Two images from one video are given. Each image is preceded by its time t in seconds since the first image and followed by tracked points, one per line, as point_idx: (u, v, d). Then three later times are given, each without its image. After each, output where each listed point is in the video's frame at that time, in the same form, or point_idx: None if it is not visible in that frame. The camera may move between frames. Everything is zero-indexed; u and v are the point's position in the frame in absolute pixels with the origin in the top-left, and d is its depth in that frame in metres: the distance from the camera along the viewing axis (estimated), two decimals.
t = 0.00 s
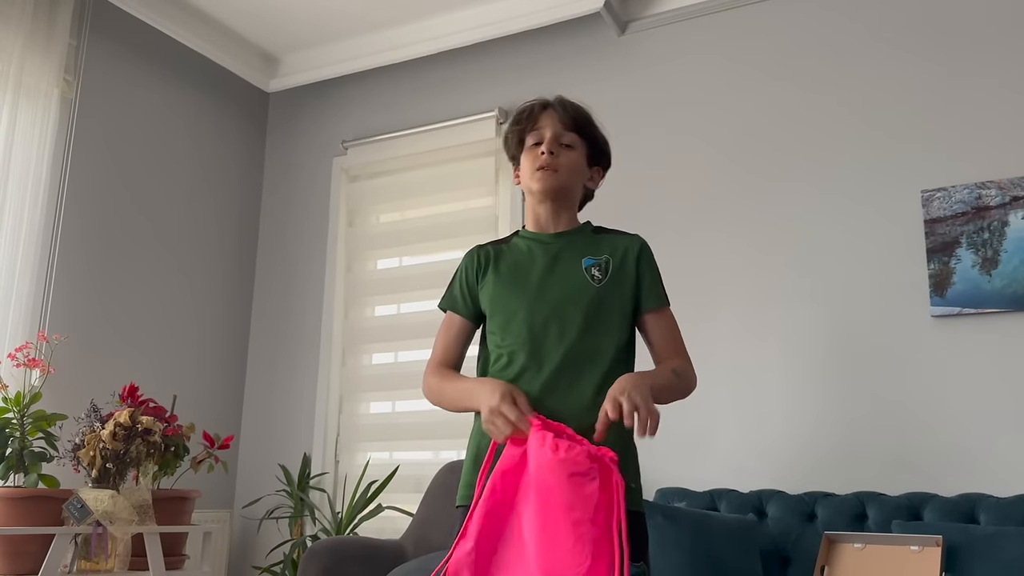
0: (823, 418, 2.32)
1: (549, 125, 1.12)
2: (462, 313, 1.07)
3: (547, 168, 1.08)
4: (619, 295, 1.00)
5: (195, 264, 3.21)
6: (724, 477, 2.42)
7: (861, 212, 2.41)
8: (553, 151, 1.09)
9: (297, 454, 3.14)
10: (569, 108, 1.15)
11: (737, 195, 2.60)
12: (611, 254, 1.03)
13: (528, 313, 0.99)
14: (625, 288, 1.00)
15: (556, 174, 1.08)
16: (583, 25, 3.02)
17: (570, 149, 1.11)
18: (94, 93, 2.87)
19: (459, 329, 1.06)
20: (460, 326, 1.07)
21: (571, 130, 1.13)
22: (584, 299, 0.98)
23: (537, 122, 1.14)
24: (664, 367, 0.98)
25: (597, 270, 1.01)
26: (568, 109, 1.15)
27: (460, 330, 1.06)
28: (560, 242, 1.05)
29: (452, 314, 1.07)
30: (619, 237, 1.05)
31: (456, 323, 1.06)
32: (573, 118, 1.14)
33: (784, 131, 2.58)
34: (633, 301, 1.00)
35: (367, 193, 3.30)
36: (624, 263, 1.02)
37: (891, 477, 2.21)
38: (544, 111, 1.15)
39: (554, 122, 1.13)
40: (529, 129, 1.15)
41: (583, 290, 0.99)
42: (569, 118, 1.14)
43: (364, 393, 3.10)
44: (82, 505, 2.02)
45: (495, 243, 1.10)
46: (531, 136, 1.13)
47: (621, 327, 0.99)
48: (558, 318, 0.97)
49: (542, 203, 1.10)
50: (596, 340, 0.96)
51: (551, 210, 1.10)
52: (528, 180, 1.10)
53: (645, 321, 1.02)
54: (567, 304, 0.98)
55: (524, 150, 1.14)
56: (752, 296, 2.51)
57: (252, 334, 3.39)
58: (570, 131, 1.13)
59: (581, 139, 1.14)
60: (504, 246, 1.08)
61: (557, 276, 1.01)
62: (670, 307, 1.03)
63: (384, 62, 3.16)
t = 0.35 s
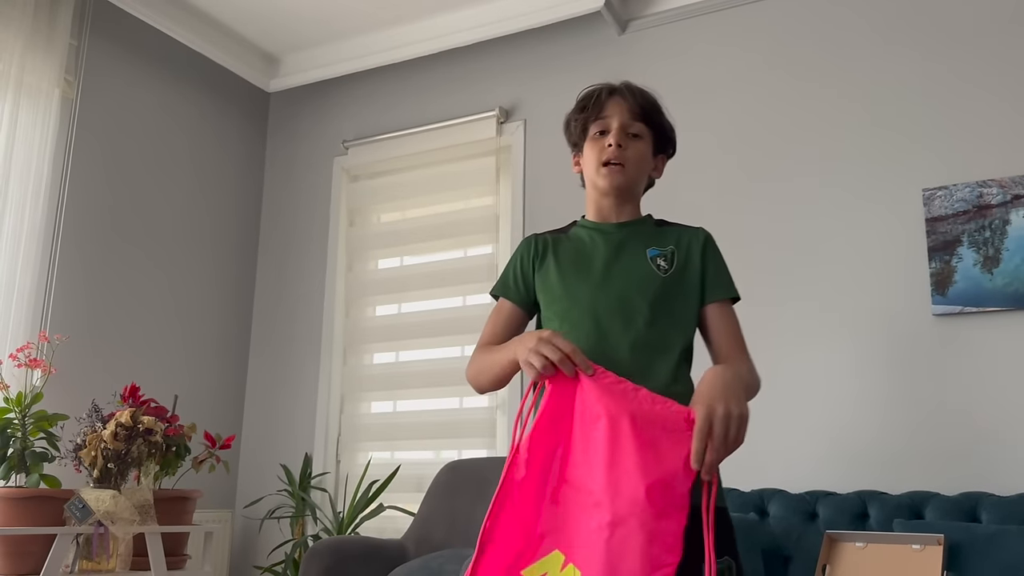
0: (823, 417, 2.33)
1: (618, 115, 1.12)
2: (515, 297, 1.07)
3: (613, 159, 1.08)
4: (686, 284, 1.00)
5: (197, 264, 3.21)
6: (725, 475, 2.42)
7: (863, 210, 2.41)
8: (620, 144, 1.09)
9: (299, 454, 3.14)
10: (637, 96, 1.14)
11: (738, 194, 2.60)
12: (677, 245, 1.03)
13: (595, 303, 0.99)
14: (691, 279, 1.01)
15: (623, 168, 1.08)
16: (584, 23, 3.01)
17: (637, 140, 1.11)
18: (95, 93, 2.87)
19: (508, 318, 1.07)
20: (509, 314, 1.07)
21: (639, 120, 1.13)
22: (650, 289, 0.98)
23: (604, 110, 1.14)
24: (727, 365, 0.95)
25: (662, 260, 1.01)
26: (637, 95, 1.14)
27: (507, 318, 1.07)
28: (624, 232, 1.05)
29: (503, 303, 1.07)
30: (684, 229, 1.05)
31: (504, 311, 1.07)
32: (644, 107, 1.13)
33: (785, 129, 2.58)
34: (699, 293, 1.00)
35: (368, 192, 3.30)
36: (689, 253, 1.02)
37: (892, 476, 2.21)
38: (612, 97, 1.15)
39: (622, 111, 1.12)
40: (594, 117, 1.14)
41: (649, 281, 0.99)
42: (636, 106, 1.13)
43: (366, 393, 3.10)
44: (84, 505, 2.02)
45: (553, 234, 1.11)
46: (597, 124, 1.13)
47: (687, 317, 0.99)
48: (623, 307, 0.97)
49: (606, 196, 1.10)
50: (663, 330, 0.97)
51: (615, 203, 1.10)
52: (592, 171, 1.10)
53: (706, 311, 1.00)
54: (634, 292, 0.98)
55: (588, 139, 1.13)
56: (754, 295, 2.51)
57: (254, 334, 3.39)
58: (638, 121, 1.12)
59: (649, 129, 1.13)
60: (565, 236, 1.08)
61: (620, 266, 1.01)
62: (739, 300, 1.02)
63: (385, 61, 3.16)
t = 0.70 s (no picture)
0: (825, 416, 2.33)
1: (653, 104, 1.15)
2: (548, 295, 1.08)
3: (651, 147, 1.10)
4: (728, 277, 1.03)
5: (199, 265, 3.21)
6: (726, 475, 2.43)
7: (865, 209, 2.41)
8: (657, 133, 1.11)
9: (300, 454, 3.14)
10: (673, 86, 1.18)
11: (740, 193, 2.60)
12: (716, 240, 1.06)
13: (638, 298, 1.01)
14: (733, 272, 1.04)
15: (660, 157, 1.10)
16: (585, 23, 3.01)
17: (674, 129, 1.13)
18: (96, 94, 2.87)
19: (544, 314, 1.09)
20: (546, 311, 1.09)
21: (675, 109, 1.15)
22: (694, 283, 1.01)
23: (639, 98, 1.16)
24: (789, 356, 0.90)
25: (703, 256, 1.04)
26: (672, 85, 1.18)
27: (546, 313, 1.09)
28: (662, 228, 1.08)
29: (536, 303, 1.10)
30: (722, 223, 1.08)
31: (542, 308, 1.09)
32: (679, 96, 1.16)
33: (787, 129, 2.58)
34: (745, 286, 1.03)
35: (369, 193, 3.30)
36: (728, 246, 1.05)
37: (895, 475, 2.21)
38: (647, 87, 1.18)
39: (658, 101, 1.15)
40: (631, 107, 1.17)
41: (692, 275, 1.02)
42: (672, 95, 1.16)
43: (367, 393, 3.10)
44: (86, 505, 2.02)
45: (585, 226, 1.15)
46: (632, 114, 1.15)
47: (732, 310, 1.01)
48: (665, 302, 1.00)
49: (644, 186, 1.11)
50: (708, 324, 1.00)
51: (652, 193, 1.11)
52: (630, 162, 1.12)
53: (759, 304, 1.03)
54: (678, 287, 1.01)
55: (624, 128, 1.16)
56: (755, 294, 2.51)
57: (256, 334, 3.39)
58: (673, 110, 1.15)
59: (685, 118, 1.16)
60: (602, 231, 1.11)
61: (662, 261, 1.03)
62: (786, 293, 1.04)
63: (386, 61, 3.17)
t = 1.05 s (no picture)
0: (826, 415, 2.33)
1: (672, 120, 1.15)
2: (550, 289, 1.11)
3: (667, 168, 1.12)
4: (730, 281, 1.07)
5: (200, 266, 3.21)
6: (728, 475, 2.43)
7: (866, 209, 2.40)
8: (675, 152, 1.12)
9: (302, 454, 3.15)
10: (689, 100, 1.18)
11: (741, 193, 2.60)
12: (717, 244, 1.09)
13: (645, 301, 1.05)
14: (735, 275, 1.07)
15: (676, 178, 1.12)
16: (586, 23, 3.01)
17: (688, 147, 1.15)
18: (97, 94, 2.87)
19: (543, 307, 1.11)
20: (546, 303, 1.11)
21: (691, 125, 1.16)
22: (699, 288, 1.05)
23: (659, 109, 1.16)
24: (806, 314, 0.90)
25: (707, 260, 1.07)
26: (689, 97, 1.18)
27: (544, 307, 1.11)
28: (665, 232, 1.11)
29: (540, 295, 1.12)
30: (724, 227, 1.12)
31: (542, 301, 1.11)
32: (695, 111, 1.17)
33: (788, 128, 2.58)
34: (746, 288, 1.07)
35: (370, 193, 3.30)
36: (729, 251, 1.09)
37: (896, 475, 2.21)
38: (666, 97, 1.17)
39: (677, 116, 1.15)
40: (648, 116, 1.16)
41: (697, 280, 1.05)
42: (689, 110, 1.16)
43: (369, 393, 3.10)
44: (88, 505, 2.03)
45: (589, 229, 1.16)
46: (650, 125, 1.15)
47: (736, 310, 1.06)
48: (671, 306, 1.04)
49: (652, 201, 1.14)
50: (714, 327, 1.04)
51: (659, 209, 1.15)
52: (645, 176, 1.13)
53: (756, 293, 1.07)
54: (684, 292, 1.05)
55: (639, 138, 1.15)
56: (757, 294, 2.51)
57: (258, 334, 3.40)
58: (689, 126, 1.16)
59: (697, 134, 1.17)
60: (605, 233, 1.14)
61: (666, 263, 1.06)
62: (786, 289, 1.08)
63: (388, 62, 3.17)
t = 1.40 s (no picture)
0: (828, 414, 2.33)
1: (660, 120, 1.18)
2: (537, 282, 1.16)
3: (647, 168, 1.15)
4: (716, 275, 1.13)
5: (202, 265, 3.21)
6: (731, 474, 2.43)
7: (868, 209, 2.40)
8: (657, 152, 1.16)
9: (304, 454, 3.15)
10: (681, 102, 1.21)
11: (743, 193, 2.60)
12: (703, 239, 1.16)
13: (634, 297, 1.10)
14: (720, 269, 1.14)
15: (655, 177, 1.16)
16: (588, 22, 3.01)
17: (672, 148, 1.18)
18: (99, 95, 2.88)
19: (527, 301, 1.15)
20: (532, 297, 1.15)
21: (678, 126, 1.19)
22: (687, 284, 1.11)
23: (649, 107, 1.19)
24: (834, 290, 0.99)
25: (693, 255, 1.14)
26: (681, 100, 1.21)
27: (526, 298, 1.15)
28: (652, 229, 1.16)
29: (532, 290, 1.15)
30: (709, 223, 1.18)
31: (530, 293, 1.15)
32: (685, 114, 1.20)
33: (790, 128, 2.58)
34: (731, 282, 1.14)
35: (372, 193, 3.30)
36: (715, 246, 1.15)
37: (898, 474, 2.21)
38: (657, 97, 1.20)
39: (665, 116, 1.18)
40: (637, 114, 1.19)
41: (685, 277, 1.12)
42: (678, 111, 1.19)
43: (371, 393, 3.10)
44: (90, 505, 2.03)
45: (577, 225, 1.21)
46: (637, 123, 1.18)
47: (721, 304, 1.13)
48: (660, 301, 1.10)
49: (632, 198, 1.19)
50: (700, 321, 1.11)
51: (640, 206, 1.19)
52: (626, 173, 1.17)
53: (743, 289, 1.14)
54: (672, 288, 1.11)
55: (625, 134, 1.19)
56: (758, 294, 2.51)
57: (260, 334, 3.40)
58: (677, 127, 1.19)
59: (684, 136, 1.20)
60: (594, 230, 1.19)
61: (655, 260, 1.12)
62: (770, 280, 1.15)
63: (389, 62, 3.17)
